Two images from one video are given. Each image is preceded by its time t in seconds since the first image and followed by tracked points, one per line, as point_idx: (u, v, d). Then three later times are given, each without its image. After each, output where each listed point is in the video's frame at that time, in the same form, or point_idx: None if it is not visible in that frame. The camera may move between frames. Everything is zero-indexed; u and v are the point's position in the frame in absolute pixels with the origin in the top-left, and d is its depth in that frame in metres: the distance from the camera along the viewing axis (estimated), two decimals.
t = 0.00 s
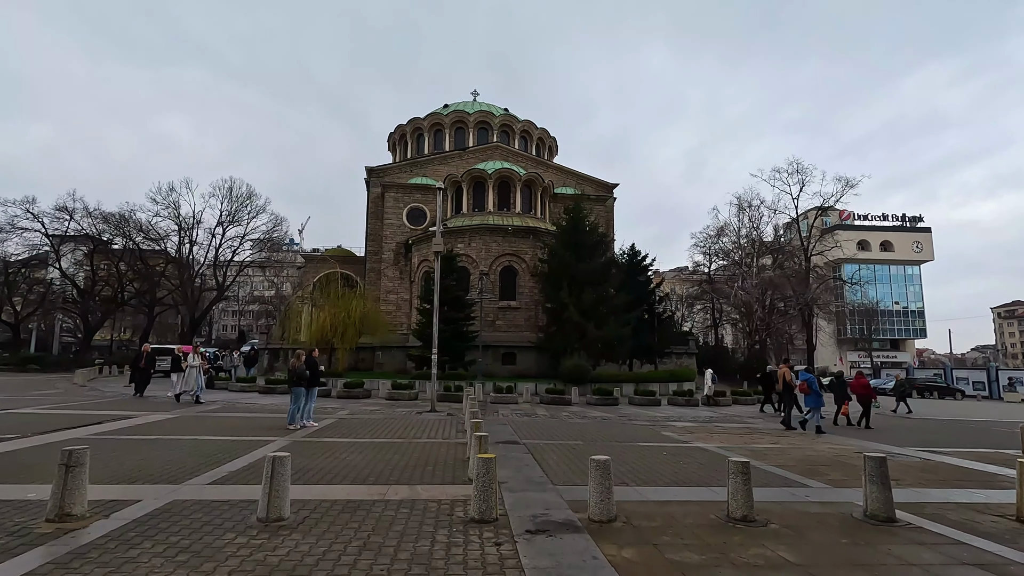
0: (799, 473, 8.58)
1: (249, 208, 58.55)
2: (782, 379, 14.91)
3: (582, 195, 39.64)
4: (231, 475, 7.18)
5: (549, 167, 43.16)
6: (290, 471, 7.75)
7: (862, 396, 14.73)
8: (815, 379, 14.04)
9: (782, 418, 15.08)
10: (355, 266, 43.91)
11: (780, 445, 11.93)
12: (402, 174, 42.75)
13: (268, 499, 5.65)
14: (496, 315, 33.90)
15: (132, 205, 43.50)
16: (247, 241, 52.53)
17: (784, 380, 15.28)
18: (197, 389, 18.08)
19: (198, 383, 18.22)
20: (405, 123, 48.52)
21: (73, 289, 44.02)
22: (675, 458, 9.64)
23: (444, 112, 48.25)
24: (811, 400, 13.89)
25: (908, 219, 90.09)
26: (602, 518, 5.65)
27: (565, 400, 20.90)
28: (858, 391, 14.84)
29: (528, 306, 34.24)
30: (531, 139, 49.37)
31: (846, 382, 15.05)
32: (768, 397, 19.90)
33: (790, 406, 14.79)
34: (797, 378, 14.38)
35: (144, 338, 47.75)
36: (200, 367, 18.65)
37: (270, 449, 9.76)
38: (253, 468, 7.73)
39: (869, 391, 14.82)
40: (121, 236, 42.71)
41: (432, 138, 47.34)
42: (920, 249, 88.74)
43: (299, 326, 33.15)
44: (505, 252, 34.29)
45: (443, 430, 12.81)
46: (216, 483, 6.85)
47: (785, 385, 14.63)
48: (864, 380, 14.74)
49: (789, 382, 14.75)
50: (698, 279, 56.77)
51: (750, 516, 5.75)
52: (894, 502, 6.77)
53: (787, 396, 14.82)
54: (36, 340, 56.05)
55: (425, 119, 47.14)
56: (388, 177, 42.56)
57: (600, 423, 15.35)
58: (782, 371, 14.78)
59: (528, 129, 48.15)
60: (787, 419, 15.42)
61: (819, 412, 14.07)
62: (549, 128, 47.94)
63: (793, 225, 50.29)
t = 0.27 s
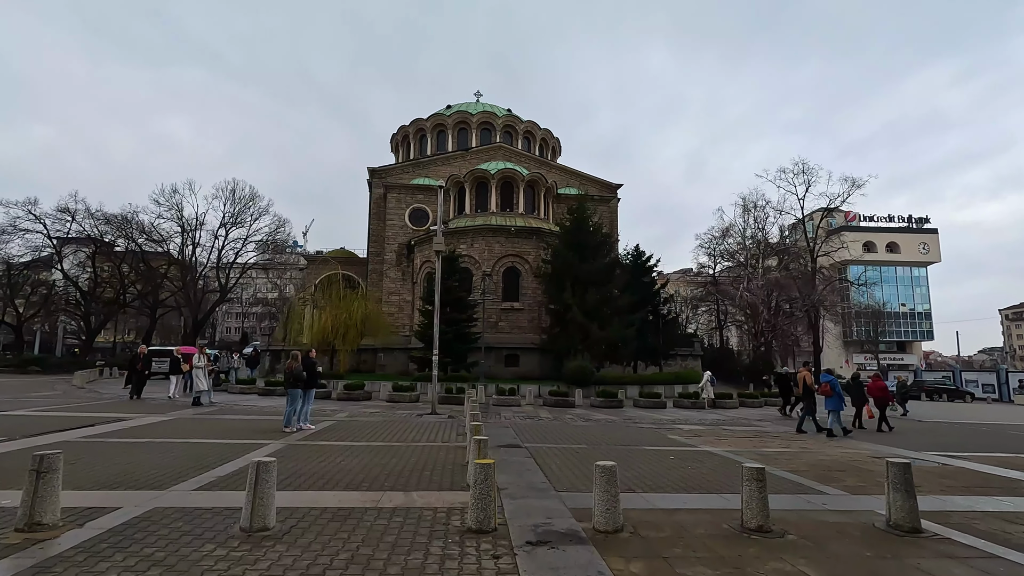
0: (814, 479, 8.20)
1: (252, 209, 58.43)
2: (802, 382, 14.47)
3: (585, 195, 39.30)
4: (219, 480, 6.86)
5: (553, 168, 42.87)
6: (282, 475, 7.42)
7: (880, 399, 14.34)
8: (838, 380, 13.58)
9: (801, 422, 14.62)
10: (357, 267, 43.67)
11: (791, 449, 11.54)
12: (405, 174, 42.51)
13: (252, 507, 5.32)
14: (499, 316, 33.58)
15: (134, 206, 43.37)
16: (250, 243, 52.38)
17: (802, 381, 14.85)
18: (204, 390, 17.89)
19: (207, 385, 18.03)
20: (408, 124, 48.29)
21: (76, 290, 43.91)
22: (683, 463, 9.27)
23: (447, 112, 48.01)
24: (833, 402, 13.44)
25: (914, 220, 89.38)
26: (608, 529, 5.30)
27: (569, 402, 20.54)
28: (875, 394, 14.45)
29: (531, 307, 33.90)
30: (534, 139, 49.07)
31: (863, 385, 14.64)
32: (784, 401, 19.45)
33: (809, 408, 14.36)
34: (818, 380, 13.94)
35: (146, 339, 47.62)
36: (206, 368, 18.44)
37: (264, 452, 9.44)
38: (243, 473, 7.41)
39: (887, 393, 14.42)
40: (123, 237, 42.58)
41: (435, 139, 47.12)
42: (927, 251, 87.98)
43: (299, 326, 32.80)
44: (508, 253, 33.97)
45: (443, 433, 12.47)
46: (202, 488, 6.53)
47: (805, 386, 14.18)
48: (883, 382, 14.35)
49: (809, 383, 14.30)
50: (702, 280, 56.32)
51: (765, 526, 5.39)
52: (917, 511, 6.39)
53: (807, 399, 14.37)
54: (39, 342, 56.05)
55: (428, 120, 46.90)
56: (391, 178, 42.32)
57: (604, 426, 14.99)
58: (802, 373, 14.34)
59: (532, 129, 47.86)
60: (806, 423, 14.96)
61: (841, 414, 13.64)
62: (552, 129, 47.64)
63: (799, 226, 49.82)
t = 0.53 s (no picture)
0: (830, 487, 7.84)
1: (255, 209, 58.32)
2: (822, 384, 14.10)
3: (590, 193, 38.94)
4: (208, 487, 6.59)
5: (557, 166, 42.53)
6: (275, 483, 7.14)
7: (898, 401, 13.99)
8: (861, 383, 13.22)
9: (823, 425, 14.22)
10: (360, 267, 43.44)
11: (803, 453, 11.18)
12: (408, 173, 42.25)
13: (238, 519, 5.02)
14: (502, 316, 33.28)
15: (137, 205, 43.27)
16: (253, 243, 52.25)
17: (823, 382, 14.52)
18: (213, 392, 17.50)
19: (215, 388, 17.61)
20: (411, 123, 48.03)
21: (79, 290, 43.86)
22: (692, 468, 8.93)
23: (451, 111, 47.73)
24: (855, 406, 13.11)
25: (922, 220, 88.54)
26: (616, 543, 4.98)
27: (573, 404, 20.20)
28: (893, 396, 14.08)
29: (535, 307, 33.56)
30: (538, 138, 48.74)
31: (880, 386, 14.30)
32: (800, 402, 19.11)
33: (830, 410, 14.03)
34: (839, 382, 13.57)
35: (149, 339, 47.56)
36: (213, 370, 18.11)
37: (258, 456, 9.14)
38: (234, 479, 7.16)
39: (905, 394, 14.07)
40: (126, 237, 42.49)
41: (438, 138, 46.87)
42: (934, 250, 87.15)
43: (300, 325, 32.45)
44: (511, 252, 33.66)
45: (444, 436, 12.16)
46: (190, 496, 6.24)
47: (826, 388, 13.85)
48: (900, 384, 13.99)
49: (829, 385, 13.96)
50: (707, 280, 55.85)
51: (783, 540, 5.06)
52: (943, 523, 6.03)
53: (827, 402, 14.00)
54: (43, 341, 56.15)
55: (431, 119, 46.60)
56: (393, 177, 42.06)
57: (609, 429, 14.65)
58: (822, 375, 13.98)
59: (536, 128, 47.54)
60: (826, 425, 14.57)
61: (864, 417, 13.33)
62: (556, 127, 47.30)
63: (805, 225, 49.31)
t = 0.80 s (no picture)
0: (842, 490, 7.53)
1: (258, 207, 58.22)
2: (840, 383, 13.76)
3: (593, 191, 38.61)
4: (193, 488, 6.34)
5: (559, 164, 42.21)
6: (264, 484, 6.90)
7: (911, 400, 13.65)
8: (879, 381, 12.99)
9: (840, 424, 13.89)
10: (361, 265, 43.25)
11: (811, 454, 10.88)
12: (409, 171, 42.00)
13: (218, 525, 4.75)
14: (504, 314, 33.01)
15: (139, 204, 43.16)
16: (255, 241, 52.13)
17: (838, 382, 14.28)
18: (217, 391, 16.98)
19: (221, 386, 17.10)
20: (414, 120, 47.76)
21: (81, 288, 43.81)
22: (697, 470, 8.63)
23: (453, 108, 47.44)
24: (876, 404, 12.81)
25: (928, 218, 87.72)
26: (617, 551, 4.70)
27: (575, 403, 19.92)
28: (907, 395, 13.71)
29: (538, 305, 33.27)
30: (541, 135, 48.40)
31: (892, 385, 14.05)
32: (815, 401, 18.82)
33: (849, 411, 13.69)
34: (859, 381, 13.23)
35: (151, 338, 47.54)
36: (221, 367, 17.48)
37: (251, 455, 8.90)
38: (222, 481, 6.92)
39: (918, 393, 13.77)
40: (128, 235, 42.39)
41: (440, 135, 46.63)
42: (941, 249, 86.36)
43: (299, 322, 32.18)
44: (514, 250, 33.37)
45: (443, 435, 11.90)
46: (173, 498, 6.00)
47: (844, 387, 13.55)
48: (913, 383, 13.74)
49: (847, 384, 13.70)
50: (711, 279, 55.44)
51: (794, 548, 4.78)
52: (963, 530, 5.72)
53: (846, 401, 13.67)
54: (47, 340, 56.27)
55: (433, 116, 46.30)
56: (395, 175, 41.81)
57: (611, 428, 14.37)
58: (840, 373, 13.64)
59: (539, 125, 47.21)
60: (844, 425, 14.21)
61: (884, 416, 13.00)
62: (559, 125, 46.96)
63: (811, 223, 48.84)
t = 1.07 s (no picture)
0: (854, 495, 7.21)
1: (258, 203, 58.00)
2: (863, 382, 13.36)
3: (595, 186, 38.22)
4: (173, 494, 6.07)
5: (561, 159, 41.82)
6: (250, 488, 6.62)
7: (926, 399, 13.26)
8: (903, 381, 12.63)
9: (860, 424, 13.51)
10: (362, 261, 43.00)
11: (819, 455, 10.56)
12: (410, 166, 41.69)
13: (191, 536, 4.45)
14: (505, 311, 32.73)
15: (139, 199, 42.94)
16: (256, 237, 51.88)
17: (859, 379, 13.93)
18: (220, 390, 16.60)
19: (225, 385, 16.76)
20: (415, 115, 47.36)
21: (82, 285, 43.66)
22: (701, 472, 8.32)
23: (455, 103, 47.03)
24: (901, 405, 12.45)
25: (933, 214, 86.99)
26: (617, 564, 4.40)
27: (576, 400, 19.62)
28: (923, 394, 13.34)
29: (539, 301, 32.96)
30: (543, 130, 47.99)
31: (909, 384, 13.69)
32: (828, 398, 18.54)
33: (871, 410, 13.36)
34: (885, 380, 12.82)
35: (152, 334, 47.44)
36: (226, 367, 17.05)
37: (240, 456, 8.64)
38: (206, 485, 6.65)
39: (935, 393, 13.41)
40: (128, 231, 42.20)
41: (441, 131, 46.25)
42: (946, 245, 85.63)
43: (301, 319, 31.90)
44: (515, 246, 33.04)
45: (440, 435, 11.62)
46: (152, 504, 5.72)
47: (866, 386, 13.18)
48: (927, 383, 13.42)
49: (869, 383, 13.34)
50: (714, 275, 55.02)
51: (806, 561, 4.49)
52: (987, 542, 5.36)
53: (868, 400, 13.29)
54: (49, 336, 56.30)
55: (434, 111, 45.90)
56: (396, 170, 41.49)
57: (613, 427, 14.06)
58: (864, 372, 13.26)
59: (541, 120, 46.78)
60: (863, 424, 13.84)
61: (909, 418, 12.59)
62: (562, 119, 46.52)
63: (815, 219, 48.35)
